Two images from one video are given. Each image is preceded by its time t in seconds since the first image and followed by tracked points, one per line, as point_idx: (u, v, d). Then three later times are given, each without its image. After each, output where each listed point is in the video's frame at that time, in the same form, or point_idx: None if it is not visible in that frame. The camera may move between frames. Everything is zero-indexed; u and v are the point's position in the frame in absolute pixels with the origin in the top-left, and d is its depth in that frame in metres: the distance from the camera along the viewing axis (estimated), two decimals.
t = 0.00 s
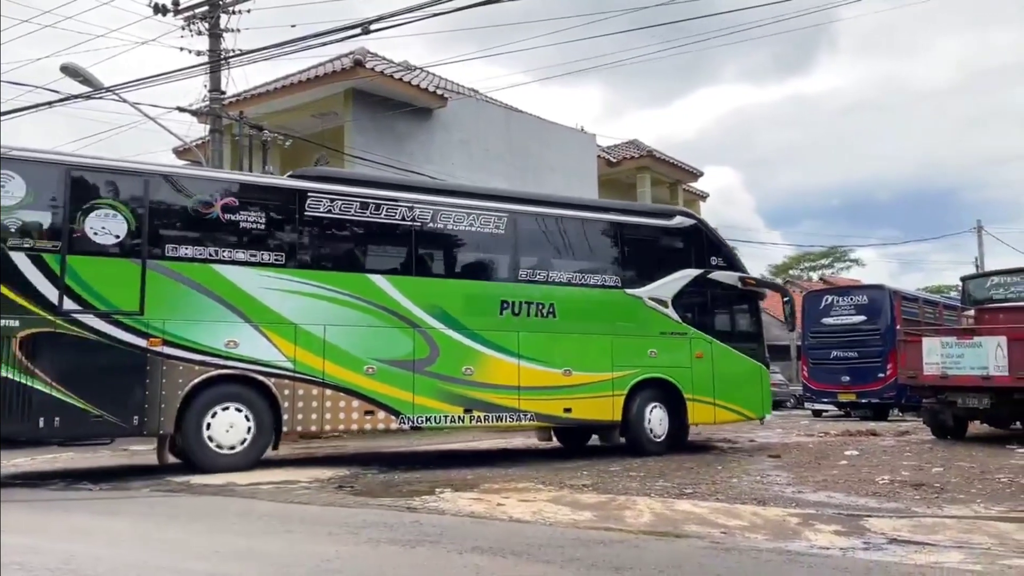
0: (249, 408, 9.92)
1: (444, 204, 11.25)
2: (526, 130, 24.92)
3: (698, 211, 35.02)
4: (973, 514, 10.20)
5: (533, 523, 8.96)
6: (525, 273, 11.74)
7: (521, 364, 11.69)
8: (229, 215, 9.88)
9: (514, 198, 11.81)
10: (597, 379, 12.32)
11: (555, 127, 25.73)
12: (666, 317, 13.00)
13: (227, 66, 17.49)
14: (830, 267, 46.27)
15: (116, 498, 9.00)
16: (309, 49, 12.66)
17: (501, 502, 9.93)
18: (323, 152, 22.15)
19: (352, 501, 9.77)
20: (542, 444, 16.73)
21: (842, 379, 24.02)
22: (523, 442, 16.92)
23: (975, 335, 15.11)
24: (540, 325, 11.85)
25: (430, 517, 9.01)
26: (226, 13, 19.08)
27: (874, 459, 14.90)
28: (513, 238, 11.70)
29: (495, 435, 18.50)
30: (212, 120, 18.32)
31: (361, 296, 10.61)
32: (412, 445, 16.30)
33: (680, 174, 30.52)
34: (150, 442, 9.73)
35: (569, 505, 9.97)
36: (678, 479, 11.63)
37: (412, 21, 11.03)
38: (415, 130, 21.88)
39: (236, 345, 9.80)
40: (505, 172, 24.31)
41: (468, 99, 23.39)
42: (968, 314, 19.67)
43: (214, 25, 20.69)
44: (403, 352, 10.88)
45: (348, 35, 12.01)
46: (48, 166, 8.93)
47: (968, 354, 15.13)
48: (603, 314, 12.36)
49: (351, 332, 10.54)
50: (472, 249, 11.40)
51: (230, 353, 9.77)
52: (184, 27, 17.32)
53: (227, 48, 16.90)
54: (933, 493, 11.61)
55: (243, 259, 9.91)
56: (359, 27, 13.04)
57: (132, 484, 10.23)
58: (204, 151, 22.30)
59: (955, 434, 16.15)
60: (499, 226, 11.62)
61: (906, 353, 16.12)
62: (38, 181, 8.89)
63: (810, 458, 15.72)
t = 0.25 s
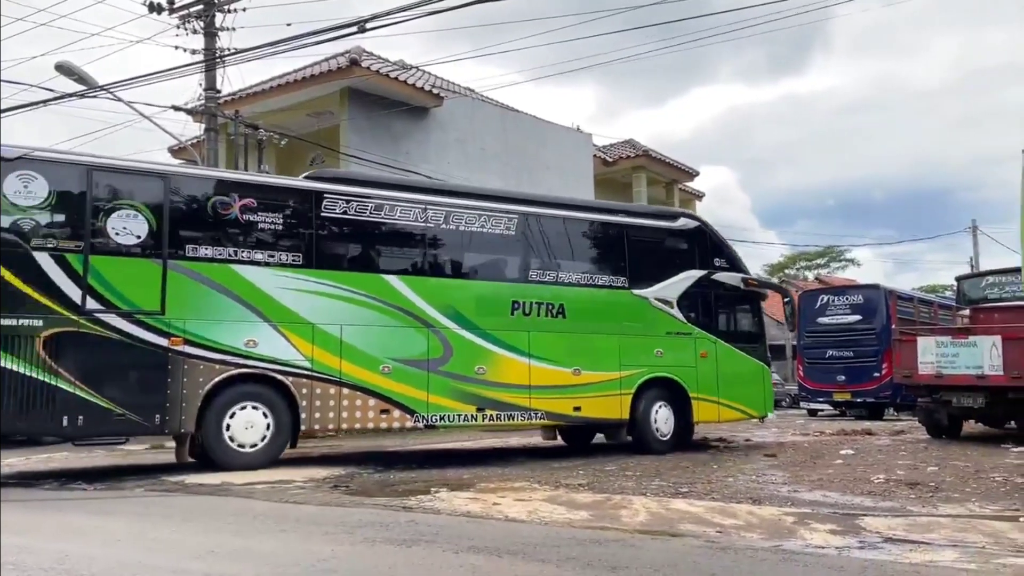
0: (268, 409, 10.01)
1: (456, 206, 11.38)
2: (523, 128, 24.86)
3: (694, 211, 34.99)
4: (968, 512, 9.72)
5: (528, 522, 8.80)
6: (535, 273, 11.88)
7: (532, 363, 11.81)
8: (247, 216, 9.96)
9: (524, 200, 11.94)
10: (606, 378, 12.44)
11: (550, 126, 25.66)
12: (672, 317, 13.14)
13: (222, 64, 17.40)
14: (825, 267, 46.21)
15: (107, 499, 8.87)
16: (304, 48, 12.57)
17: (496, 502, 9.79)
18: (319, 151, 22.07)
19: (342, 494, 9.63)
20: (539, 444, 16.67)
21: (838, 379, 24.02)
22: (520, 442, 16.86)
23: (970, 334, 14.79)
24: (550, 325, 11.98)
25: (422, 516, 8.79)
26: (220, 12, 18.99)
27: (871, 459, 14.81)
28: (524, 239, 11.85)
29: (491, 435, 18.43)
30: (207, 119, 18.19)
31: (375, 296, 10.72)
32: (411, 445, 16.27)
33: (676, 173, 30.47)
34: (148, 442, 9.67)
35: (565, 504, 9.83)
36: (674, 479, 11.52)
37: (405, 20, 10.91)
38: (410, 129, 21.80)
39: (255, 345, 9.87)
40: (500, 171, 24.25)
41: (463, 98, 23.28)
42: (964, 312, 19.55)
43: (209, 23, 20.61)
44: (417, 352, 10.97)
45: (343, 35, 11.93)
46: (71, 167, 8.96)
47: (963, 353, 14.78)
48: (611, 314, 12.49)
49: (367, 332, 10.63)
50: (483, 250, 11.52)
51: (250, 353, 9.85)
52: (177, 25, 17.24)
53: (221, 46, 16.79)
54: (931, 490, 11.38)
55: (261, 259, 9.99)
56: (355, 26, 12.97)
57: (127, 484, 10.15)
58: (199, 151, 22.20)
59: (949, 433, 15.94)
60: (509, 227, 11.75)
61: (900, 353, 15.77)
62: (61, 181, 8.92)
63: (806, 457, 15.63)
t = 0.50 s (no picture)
0: (286, 408, 10.06)
1: (470, 208, 11.44)
2: (520, 128, 24.81)
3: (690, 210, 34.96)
4: (964, 512, 9.69)
5: (523, 522, 8.72)
6: (546, 275, 11.98)
7: (544, 364, 11.91)
8: (266, 218, 10.02)
9: (536, 202, 12.01)
10: (615, 379, 12.57)
11: (545, 126, 25.59)
12: (679, 318, 13.27)
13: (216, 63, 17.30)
14: (820, 266, 46.18)
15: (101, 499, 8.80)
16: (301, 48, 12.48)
17: (492, 502, 9.71)
18: (314, 150, 22.00)
19: (337, 493, 9.54)
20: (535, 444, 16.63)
21: (833, 378, 24.03)
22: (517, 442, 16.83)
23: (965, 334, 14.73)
24: (561, 327, 12.09)
25: (417, 516, 8.71)
26: (215, 11, 18.91)
27: (867, 459, 14.78)
28: (536, 241, 11.92)
29: (487, 435, 18.39)
30: (202, 118, 18.08)
31: (391, 297, 10.79)
32: (408, 445, 16.23)
33: (671, 173, 30.44)
34: (147, 442, 9.59)
35: (561, 505, 9.76)
36: (670, 479, 11.47)
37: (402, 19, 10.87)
38: (405, 129, 21.72)
39: (273, 345, 9.93)
40: (496, 171, 24.21)
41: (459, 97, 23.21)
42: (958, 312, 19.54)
43: (204, 22, 20.53)
44: (433, 352, 11.04)
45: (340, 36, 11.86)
46: (92, 167, 8.98)
47: (958, 352, 14.72)
48: (620, 316, 12.62)
49: (383, 332, 10.70)
50: (496, 251, 11.60)
51: (268, 353, 9.90)
52: (172, 24, 17.15)
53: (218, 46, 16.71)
54: (927, 489, 11.33)
55: (279, 261, 10.05)
56: (351, 25, 12.89)
57: (120, 483, 10.07)
58: (194, 151, 22.11)
59: (945, 433, 15.85)
60: (522, 229, 11.83)
61: (896, 353, 15.73)
62: (81, 181, 8.94)
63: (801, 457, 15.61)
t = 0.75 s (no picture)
0: (305, 409, 10.23)
1: (483, 211, 11.60)
2: (516, 128, 24.81)
3: (686, 210, 34.98)
4: (960, 512, 9.69)
5: (519, 522, 8.72)
6: (557, 277, 12.15)
7: (554, 365, 12.09)
8: (285, 220, 10.17)
9: (547, 205, 12.17)
10: (623, 380, 12.74)
11: (541, 125, 25.57)
12: (685, 320, 13.44)
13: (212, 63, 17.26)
14: (816, 266, 46.21)
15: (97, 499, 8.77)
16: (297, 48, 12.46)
17: (488, 502, 9.71)
18: (311, 150, 21.97)
19: (333, 493, 9.54)
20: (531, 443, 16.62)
21: (829, 378, 24.05)
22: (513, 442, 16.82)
23: (960, 334, 14.76)
24: (571, 328, 12.26)
25: (413, 516, 8.70)
26: (212, 10, 18.87)
27: (862, 458, 14.82)
28: (547, 243, 12.09)
29: (483, 434, 18.39)
30: (198, 118, 18.04)
31: (406, 299, 10.96)
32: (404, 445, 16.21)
33: (668, 173, 30.45)
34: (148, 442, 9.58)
35: (557, 505, 9.76)
36: (666, 479, 11.48)
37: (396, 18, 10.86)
38: (402, 129, 21.70)
39: (293, 346, 10.11)
40: (492, 172, 24.19)
41: (455, 97, 23.20)
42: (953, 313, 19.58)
43: (200, 22, 20.48)
44: (447, 353, 11.22)
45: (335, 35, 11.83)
46: (114, 169, 9.09)
47: (953, 353, 14.74)
48: (628, 317, 12.79)
49: (399, 334, 10.87)
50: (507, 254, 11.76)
51: (287, 354, 10.08)
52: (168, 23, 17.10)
53: (212, 45, 16.60)
54: (924, 489, 11.38)
55: (298, 263, 10.22)
56: (346, 25, 12.87)
57: (116, 483, 10.07)
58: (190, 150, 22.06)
59: (940, 432, 15.87)
60: (533, 231, 11.98)
61: (892, 353, 15.74)
62: (105, 183, 9.07)
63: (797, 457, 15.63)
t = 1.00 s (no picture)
0: (327, 409, 10.31)
1: (499, 215, 11.71)
2: (512, 129, 24.81)
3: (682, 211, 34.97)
4: (953, 513, 9.68)
5: (514, 523, 8.71)
6: (570, 280, 12.26)
7: (567, 367, 12.21)
8: (309, 225, 10.31)
9: (560, 209, 12.28)
10: (633, 382, 12.86)
11: (536, 125, 25.54)
12: (694, 323, 13.55)
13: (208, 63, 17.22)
14: (811, 267, 46.25)
15: (93, 500, 8.76)
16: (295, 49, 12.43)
17: (484, 502, 9.71)
18: (307, 150, 21.93)
19: (329, 494, 9.53)
20: (526, 443, 16.61)
21: (824, 379, 24.06)
22: (509, 441, 16.81)
23: (955, 335, 14.79)
24: (583, 331, 12.38)
25: (410, 517, 8.69)
26: (207, 10, 18.83)
27: (858, 459, 14.84)
28: (561, 247, 12.20)
29: (479, 434, 18.38)
30: (194, 118, 17.99)
31: (424, 303, 11.07)
32: (399, 445, 16.19)
33: (664, 173, 30.45)
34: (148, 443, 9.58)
35: (553, 505, 9.75)
36: (662, 479, 11.49)
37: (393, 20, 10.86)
38: (398, 129, 21.69)
39: (315, 349, 10.23)
40: (488, 172, 24.17)
41: (451, 98, 23.18)
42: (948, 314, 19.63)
43: (196, 22, 20.45)
44: (464, 356, 11.34)
45: (334, 37, 11.81)
46: (141, 175, 9.33)
47: (948, 354, 14.74)
48: (638, 320, 12.91)
49: (417, 337, 10.99)
50: (521, 257, 11.86)
51: (310, 357, 10.20)
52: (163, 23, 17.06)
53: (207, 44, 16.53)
54: (918, 489, 11.37)
55: (320, 267, 10.35)
56: (344, 26, 12.84)
57: (111, 483, 10.06)
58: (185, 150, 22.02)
59: (935, 433, 15.93)
60: (547, 235, 12.08)
61: (886, 353, 15.72)
62: (133, 188, 9.27)
63: (792, 457, 15.65)
